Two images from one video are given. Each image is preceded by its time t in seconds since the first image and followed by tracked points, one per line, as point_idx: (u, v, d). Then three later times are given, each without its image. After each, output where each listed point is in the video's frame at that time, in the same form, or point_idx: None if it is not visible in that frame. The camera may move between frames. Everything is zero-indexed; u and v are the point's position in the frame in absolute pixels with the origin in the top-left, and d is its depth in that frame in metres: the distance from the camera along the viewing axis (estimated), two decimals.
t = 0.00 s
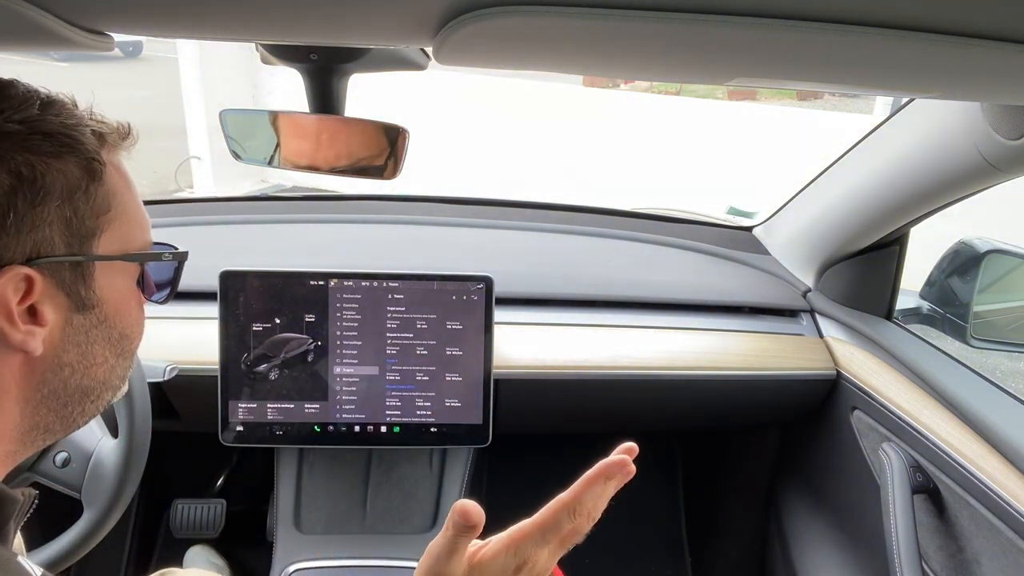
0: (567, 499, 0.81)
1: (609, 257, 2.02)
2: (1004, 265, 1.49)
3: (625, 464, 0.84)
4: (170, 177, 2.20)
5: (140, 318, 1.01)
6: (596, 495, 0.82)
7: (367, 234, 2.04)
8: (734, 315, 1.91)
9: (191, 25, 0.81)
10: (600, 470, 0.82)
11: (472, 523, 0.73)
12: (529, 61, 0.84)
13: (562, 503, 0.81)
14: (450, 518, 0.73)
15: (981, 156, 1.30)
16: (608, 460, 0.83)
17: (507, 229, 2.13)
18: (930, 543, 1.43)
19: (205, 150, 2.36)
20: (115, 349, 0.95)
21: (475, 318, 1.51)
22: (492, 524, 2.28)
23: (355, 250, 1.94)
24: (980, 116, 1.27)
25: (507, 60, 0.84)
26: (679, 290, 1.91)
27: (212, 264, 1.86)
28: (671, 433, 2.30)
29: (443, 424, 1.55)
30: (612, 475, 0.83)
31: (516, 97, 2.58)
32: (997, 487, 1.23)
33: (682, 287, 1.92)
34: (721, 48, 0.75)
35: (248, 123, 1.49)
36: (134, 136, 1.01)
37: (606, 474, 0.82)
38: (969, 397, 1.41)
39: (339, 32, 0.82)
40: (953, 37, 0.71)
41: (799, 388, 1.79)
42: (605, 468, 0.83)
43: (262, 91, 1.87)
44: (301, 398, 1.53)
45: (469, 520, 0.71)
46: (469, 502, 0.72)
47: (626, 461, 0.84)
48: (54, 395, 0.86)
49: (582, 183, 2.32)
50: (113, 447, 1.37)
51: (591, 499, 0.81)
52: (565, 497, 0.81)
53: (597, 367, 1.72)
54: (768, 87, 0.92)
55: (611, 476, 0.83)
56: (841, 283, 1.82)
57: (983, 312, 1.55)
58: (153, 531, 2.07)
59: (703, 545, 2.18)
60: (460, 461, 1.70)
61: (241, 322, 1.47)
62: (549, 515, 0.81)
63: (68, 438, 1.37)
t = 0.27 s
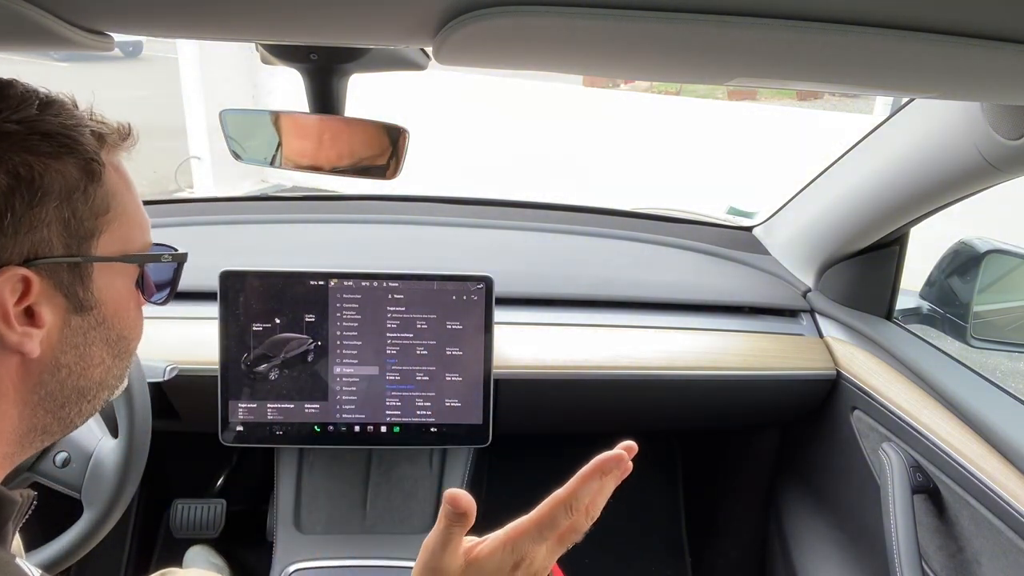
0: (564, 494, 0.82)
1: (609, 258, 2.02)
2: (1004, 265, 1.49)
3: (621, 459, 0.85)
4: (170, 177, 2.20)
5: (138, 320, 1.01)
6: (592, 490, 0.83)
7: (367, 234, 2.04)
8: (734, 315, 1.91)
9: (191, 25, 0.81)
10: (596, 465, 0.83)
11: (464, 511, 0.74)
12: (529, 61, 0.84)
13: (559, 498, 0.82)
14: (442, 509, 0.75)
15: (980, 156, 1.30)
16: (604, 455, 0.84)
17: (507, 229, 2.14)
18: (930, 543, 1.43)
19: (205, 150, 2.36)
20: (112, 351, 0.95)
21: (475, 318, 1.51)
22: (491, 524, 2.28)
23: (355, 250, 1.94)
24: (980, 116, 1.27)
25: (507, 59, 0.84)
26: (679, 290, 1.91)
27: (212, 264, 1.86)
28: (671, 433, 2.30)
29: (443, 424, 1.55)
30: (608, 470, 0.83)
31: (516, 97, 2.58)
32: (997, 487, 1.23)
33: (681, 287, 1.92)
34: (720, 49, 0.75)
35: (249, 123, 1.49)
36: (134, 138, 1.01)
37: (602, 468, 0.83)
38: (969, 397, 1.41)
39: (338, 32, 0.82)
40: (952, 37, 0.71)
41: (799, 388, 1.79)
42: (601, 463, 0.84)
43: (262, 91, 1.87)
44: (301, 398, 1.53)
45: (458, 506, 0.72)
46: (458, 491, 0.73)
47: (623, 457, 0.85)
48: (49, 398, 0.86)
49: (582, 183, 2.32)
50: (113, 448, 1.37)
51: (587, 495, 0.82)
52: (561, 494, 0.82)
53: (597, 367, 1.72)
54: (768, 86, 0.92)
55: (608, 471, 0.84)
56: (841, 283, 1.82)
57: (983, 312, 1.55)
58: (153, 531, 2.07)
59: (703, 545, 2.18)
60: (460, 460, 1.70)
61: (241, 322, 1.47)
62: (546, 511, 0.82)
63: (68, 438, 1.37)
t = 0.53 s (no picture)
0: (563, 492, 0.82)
1: (609, 258, 2.02)
2: (1005, 265, 1.49)
3: (617, 454, 0.84)
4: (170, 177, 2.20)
5: (134, 319, 1.01)
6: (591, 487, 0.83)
7: (367, 234, 2.04)
8: (734, 315, 1.91)
9: (192, 26, 0.81)
10: (593, 462, 0.83)
11: (464, 511, 0.74)
12: (529, 61, 0.84)
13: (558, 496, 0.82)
14: (442, 509, 0.75)
15: (981, 157, 1.30)
16: (600, 451, 0.84)
17: (507, 229, 2.14)
18: (930, 543, 1.43)
19: (206, 150, 2.36)
20: (106, 351, 0.96)
21: (475, 318, 1.51)
22: (491, 523, 2.28)
23: (355, 250, 1.94)
24: (980, 116, 1.27)
25: (508, 60, 0.84)
26: (679, 289, 1.91)
27: (213, 264, 1.86)
28: (671, 433, 2.30)
29: (443, 424, 1.55)
30: (606, 467, 0.83)
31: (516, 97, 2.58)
32: (997, 487, 1.23)
33: (681, 287, 1.92)
34: (720, 49, 0.75)
35: (249, 123, 1.49)
36: (126, 135, 1.01)
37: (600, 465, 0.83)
38: (969, 397, 1.41)
39: (338, 32, 0.82)
40: (952, 37, 0.71)
41: (799, 388, 1.80)
42: (599, 460, 0.83)
43: (262, 91, 1.87)
44: (301, 398, 1.53)
45: (459, 506, 0.72)
46: (459, 491, 0.73)
47: (619, 452, 0.85)
48: (42, 398, 0.87)
49: (582, 182, 2.32)
50: (113, 447, 1.37)
51: (585, 492, 0.82)
52: (559, 492, 0.82)
53: (597, 367, 1.72)
54: (769, 86, 0.92)
55: (604, 467, 0.83)
56: (841, 283, 1.82)
57: (983, 312, 1.55)
58: (153, 532, 2.07)
59: (703, 545, 2.18)
60: (460, 460, 1.70)
61: (241, 322, 1.47)
62: (545, 509, 0.82)
63: (68, 438, 1.37)
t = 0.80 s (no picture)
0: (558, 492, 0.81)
1: (609, 258, 2.02)
2: (1005, 265, 1.49)
3: (610, 449, 0.83)
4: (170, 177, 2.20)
5: (124, 322, 1.01)
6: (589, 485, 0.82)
7: (367, 234, 2.04)
8: (734, 315, 1.91)
9: (192, 26, 0.81)
10: (586, 459, 0.82)
11: (461, 512, 0.74)
12: (529, 61, 0.84)
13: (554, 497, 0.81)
14: (439, 510, 0.75)
15: (981, 156, 1.30)
16: (593, 446, 0.83)
17: (507, 229, 2.14)
18: (930, 543, 1.43)
19: (206, 150, 2.36)
20: (94, 355, 0.96)
21: (475, 318, 1.51)
22: (492, 523, 2.28)
23: (356, 250, 1.94)
24: (980, 116, 1.27)
25: (508, 60, 0.84)
26: (679, 289, 1.91)
27: (213, 264, 1.86)
28: (671, 433, 2.30)
29: (443, 424, 1.55)
30: (603, 464, 0.82)
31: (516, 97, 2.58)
32: (997, 488, 1.23)
33: (681, 287, 1.92)
34: (719, 49, 0.75)
35: (250, 123, 1.49)
36: (117, 130, 1.00)
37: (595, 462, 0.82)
38: (969, 397, 1.41)
39: (337, 32, 0.82)
40: (951, 37, 0.71)
41: (799, 388, 1.80)
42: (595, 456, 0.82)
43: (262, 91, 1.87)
44: (301, 398, 1.53)
45: (457, 508, 0.72)
46: (456, 492, 0.73)
47: (613, 447, 0.83)
48: (29, 405, 0.88)
49: (582, 182, 2.32)
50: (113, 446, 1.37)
51: (580, 491, 0.81)
52: (554, 491, 0.81)
53: (597, 367, 1.72)
54: (769, 87, 0.92)
55: (598, 463, 0.82)
56: (842, 283, 1.82)
57: (984, 312, 1.55)
58: (153, 532, 2.07)
59: (703, 545, 2.18)
60: (460, 460, 1.70)
61: (241, 322, 1.48)
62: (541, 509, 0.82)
63: (69, 438, 1.38)
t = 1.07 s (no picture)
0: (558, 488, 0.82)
1: (610, 258, 2.02)
2: (1005, 265, 1.49)
3: (608, 446, 0.84)
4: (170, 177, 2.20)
5: (110, 324, 1.02)
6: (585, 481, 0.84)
7: (367, 234, 2.04)
8: (734, 315, 1.91)
9: (192, 26, 0.81)
10: (583, 456, 0.84)
11: (458, 512, 0.74)
12: (529, 61, 0.84)
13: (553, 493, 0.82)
14: (434, 511, 0.74)
15: (981, 157, 1.30)
16: (590, 444, 0.84)
17: (507, 229, 2.14)
18: (930, 543, 1.43)
19: (206, 150, 2.36)
20: (82, 358, 0.97)
21: (475, 317, 1.51)
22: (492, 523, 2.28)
23: (356, 250, 1.94)
24: (981, 116, 1.27)
25: (508, 60, 0.84)
26: (679, 289, 1.91)
27: (213, 264, 1.86)
28: (671, 433, 2.30)
29: (443, 424, 1.55)
30: (599, 460, 0.84)
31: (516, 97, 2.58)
32: (997, 488, 1.23)
33: (681, 287, 1.92)
34: (719, 49, 0.75)
35: (251, 123, 1.50)
36: (104, 130, 1.00)
37: (592, 458, 0.84)
38: (969, 396, 1.41)
39: (338, 32, 0.82)
40: (951, 37, 0.71)
41: (799, 388, 1.80)
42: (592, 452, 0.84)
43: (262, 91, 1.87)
44: (301, 398, 1.53)
45: (453, 509, 0.72)
46: (451, 492, 0.73)
47: (610, 444, 0.85)
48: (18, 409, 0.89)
49: (582, 182, 2.32)
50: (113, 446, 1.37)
51: (577, 487, 0.83)
52: (552, 489, 0.83)
53: (597, 367, 1.72)
54: (769, 86, 0.93)
55: (595, 460, 0.84)
56: (842, 283, 1.82)
57: (984, 312, 1.55)
58: (153, 532, 2.07)
59: (703, 545, 2.18)
60: (460, 460, 1.70)
61: (241, 322, 1.48)
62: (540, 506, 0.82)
63: (69, 438, 1.38)
